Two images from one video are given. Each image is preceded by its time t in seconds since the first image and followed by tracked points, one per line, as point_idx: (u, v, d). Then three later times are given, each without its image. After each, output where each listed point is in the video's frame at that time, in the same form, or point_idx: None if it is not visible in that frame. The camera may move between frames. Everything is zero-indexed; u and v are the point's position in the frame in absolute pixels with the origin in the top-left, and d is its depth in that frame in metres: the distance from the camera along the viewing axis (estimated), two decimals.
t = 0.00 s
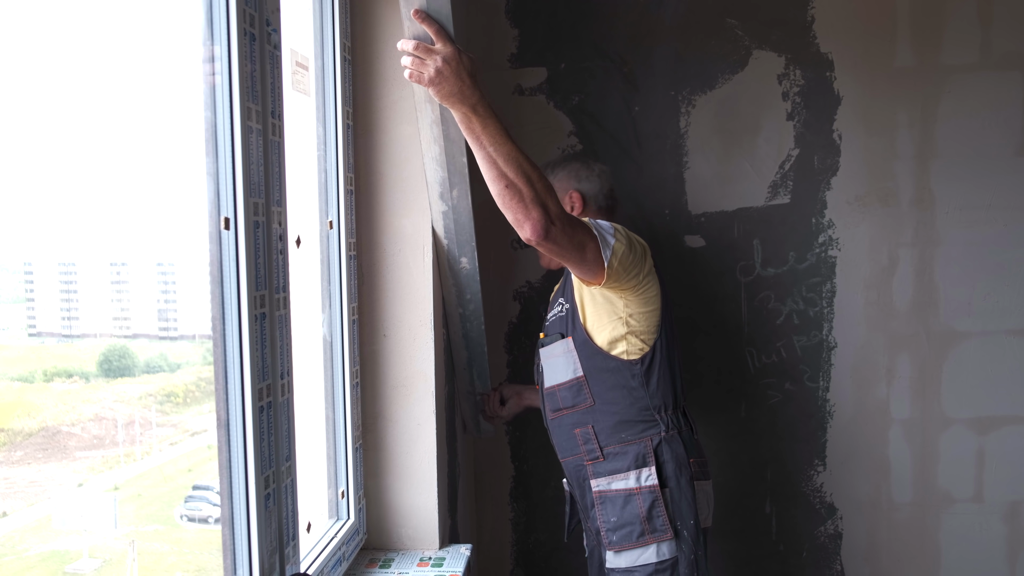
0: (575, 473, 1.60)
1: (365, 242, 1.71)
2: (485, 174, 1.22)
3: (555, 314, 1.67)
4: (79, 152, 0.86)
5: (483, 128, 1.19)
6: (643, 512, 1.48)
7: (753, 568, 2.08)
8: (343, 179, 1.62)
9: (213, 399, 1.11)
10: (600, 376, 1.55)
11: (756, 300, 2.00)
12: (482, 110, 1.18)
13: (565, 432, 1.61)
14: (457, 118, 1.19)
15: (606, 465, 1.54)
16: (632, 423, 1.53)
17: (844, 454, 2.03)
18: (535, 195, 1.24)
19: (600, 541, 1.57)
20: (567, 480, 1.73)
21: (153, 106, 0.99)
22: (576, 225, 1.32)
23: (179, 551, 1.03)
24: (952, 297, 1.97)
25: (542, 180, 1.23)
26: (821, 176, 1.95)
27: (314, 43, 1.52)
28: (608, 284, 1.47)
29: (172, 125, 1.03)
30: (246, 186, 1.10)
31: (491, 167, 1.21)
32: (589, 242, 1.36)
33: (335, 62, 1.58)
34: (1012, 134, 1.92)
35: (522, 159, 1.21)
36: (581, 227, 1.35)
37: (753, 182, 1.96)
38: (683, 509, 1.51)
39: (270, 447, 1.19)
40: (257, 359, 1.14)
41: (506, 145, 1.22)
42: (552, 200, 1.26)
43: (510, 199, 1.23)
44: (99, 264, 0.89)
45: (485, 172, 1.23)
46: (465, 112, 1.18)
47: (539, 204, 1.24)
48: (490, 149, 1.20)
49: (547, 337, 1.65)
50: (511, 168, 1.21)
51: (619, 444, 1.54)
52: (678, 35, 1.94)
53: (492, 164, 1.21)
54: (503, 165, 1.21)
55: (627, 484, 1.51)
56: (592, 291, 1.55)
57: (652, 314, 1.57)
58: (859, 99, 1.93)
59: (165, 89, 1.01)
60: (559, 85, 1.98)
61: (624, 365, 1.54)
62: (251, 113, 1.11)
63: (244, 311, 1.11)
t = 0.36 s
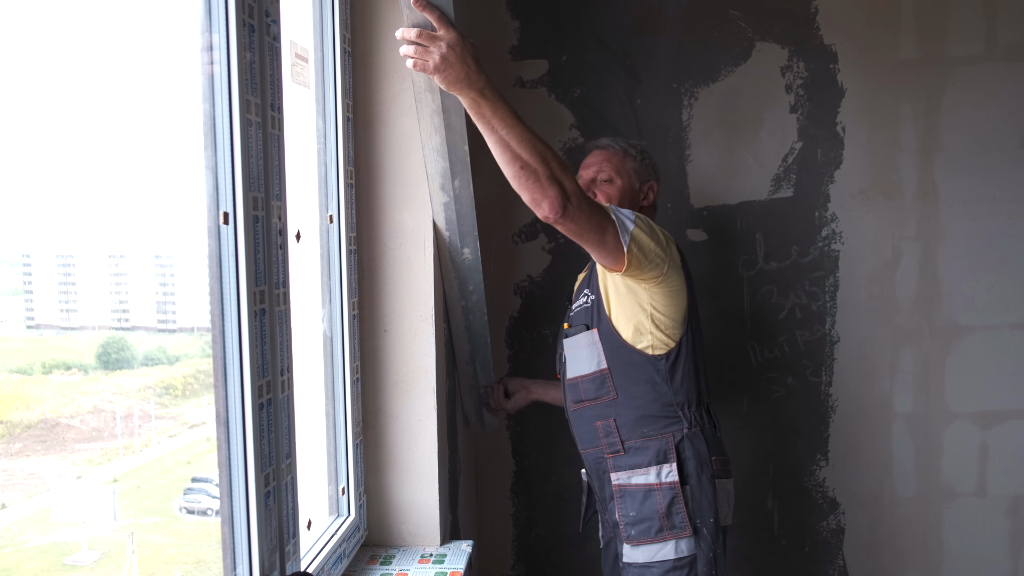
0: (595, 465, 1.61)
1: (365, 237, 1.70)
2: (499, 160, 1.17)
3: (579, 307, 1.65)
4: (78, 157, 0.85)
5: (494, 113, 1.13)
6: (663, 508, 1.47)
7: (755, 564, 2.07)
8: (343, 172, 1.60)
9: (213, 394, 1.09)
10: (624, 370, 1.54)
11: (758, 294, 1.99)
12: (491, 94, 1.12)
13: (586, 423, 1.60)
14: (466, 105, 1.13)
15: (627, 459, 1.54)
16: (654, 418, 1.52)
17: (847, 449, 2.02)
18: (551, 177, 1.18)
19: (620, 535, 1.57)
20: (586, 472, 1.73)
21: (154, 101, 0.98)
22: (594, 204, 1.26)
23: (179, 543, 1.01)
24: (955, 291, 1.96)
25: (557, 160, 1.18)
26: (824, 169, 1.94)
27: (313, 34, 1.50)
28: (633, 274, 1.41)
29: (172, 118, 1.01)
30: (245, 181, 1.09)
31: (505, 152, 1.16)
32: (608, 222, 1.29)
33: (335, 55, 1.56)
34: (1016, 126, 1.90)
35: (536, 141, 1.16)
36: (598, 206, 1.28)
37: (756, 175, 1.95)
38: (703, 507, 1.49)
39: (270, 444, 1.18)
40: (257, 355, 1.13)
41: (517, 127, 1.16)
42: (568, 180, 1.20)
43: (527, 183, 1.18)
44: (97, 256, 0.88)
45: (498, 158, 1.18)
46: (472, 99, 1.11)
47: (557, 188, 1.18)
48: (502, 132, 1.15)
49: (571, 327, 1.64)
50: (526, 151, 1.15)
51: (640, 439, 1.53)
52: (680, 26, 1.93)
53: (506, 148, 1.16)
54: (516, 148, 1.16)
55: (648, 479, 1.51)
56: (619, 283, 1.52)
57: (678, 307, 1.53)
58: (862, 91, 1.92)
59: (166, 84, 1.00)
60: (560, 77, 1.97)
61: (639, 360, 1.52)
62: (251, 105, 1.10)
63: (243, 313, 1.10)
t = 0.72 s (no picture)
0: (624, 466, 1.58)
1: (364, 235, 1.68)
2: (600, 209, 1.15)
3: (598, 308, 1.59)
4: (73, 153, 0.83)
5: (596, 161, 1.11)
6: (701, 505, 1.46)
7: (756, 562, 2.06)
8: (342, 170, 1.58)
9: (209, 393, 1.07)
10: (654, 368, 1.51)
11: (760, 291, 1.97)
12: (590, 141, 1.10)
13: (614, 424, 1.58)
14: (564, 155, 1.10)
15: (659, 458, 1.52)
16: (686, 415, 1.50)
17: (848, 446, 2.01)
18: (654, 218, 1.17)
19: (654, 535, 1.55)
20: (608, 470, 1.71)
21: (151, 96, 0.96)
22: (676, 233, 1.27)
23: (179, 539, 1.01)
24: (957, 288, 1.95)
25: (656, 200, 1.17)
26: (825, 165, 1.92)
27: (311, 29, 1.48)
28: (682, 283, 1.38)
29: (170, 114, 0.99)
30: (242, 181, 1.08)
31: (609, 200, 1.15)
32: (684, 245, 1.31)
33: (332, 50, 1.54)
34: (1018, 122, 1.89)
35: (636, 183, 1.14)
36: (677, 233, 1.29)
37: (757, 172, 1.93)
38: (739, 501, 1.49)
39: (269, 445, 1.17)
40: (255, 355, 1.12)
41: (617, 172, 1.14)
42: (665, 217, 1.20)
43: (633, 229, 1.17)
44: (94, 252, 0.86)
45: (598, 207, 1.16)
46: (572, 147, 1.09)
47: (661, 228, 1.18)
48: (605, 182, 1.12)
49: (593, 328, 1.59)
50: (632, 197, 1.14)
51: (672, 437, 1.51)
52: (681, 21, 1.91)
53: (609, 196, 1.14)
54: (620, 197, 1.14)
55: (682, 477, 1.48)
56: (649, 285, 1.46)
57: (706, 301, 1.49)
58: (865, 87, 1.90)
59: (163, 78, 0.98)
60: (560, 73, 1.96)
61: (668, 356, 1.50)
62: (249, 101, 1.09)
63: (240, 312, 1.08)
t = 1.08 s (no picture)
0: (654, 481, 1.54)
1: (359, 241, 1.68)
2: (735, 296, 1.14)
3: (633, 319, 1.48)
4: (64, 161, 0.82)
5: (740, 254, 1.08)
6: (740, 520, 1.44)
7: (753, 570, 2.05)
8: (337, 177, 1.57)
9: (203, 398, 1.06)
10: (697, 385, 1.48)
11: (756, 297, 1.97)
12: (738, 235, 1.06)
13: (648, 440, 1.52)
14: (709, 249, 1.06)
15: (696, 473, 1.49)
16: (725, 430, 1.49)
17: (844, 453, 2.01)
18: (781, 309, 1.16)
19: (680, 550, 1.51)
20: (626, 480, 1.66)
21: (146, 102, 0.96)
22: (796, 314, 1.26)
23: (173, 547, 1.01)
24: (952, 295, 1.95)
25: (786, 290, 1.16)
26: (821, 172, 1.93)
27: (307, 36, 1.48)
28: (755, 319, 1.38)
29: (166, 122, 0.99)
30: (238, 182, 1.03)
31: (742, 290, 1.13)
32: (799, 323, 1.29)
33: (329, 59, 1.54)
34: (1014, 128, 1.89)
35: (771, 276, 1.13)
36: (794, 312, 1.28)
37: (753, 178, 1.94)
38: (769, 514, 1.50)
39: (263, 453, 1.14)
40: (251, 363, 1.10)
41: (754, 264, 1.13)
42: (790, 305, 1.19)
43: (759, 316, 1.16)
44: (90, 258, 0.86)
45: (731, 293, 1.14)
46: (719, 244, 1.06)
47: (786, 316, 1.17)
48: (744, 272, 1.10)
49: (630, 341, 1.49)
50: (764, 287, 1.13)
51: (711, 452, 1.49)
52: (676, 28, 1.92)
53: (745, 285, 1.12)
54: (756, 285, 1.12)
55: (722, 492, 1.47)
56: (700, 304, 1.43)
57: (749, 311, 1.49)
58: (860, 94, 1.91)
59: (159, 84, 0.98)
60: (556, 80, 1.97)
61: (711, 369, 1.48)
62: (243, 109, 1.06)
63: (235, 316, 1.06)
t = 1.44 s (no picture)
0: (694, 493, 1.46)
1: (351, 246, 1.69)
2: (824, 355, 1.20)
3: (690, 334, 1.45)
4: (58, 169, 0.83)
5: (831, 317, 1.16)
6: (783, 530, 1.45)
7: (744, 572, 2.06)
8: (330, 184, 1.58)
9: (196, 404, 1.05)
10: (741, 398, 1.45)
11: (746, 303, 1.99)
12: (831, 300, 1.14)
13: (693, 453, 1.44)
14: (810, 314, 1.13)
15: (740, 485, 1.45)
16: (767, 441, 1.47)
17: (835, 457, 2.03)
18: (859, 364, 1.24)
19: (717, 560, 1.47)
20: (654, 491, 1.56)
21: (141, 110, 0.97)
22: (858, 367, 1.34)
23: (168, 553, 1.02)
24: (942, 301, 1.96)
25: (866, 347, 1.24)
26: (812, 179, 1.93)
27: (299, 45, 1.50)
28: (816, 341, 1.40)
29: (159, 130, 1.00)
30: (229, 193, 1.04)
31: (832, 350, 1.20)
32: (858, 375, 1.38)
33: (321, 66, 1.55)
34: (1002, 135, 1.91)
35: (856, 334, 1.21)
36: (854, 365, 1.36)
37: (743, 184, 1.95)
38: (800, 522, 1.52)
39: (254, 457, 1.14)
40: (242, 367, 1.10)
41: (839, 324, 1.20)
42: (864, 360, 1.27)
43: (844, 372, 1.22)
44: (86, 264, 0.87)
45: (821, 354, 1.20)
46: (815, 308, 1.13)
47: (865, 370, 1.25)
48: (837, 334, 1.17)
49: (685, 357, 1.44)
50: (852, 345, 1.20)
51: (756, 464, 1.46)
52: (668, 36, 1.94)
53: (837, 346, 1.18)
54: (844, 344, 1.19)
55: (766, 503, 1.45)
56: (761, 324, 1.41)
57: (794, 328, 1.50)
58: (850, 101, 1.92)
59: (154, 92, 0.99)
60: (549, 86, 1.99)
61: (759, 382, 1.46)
62: (235, 117, 1.07)
63: (226, 322, 1.05)
